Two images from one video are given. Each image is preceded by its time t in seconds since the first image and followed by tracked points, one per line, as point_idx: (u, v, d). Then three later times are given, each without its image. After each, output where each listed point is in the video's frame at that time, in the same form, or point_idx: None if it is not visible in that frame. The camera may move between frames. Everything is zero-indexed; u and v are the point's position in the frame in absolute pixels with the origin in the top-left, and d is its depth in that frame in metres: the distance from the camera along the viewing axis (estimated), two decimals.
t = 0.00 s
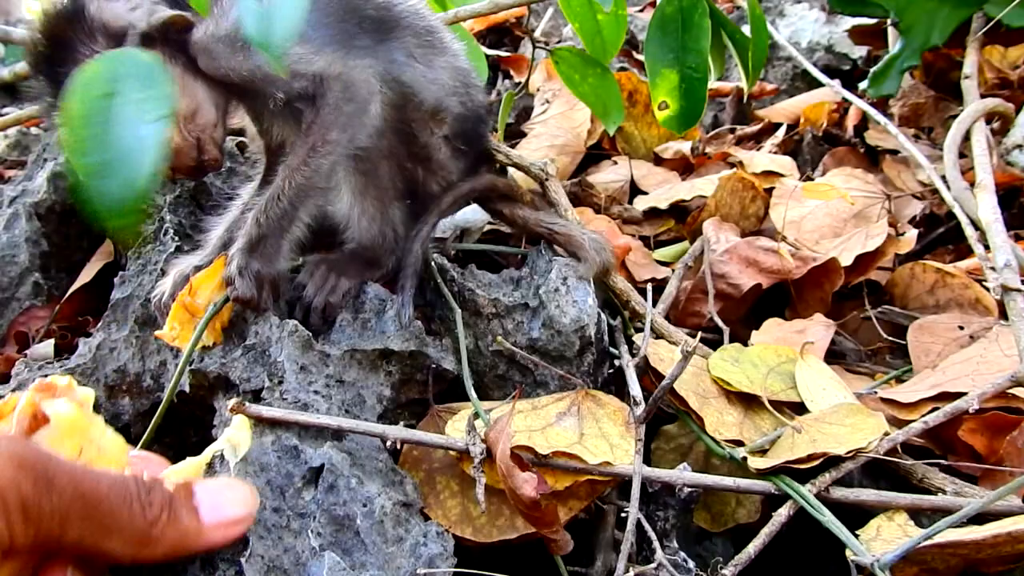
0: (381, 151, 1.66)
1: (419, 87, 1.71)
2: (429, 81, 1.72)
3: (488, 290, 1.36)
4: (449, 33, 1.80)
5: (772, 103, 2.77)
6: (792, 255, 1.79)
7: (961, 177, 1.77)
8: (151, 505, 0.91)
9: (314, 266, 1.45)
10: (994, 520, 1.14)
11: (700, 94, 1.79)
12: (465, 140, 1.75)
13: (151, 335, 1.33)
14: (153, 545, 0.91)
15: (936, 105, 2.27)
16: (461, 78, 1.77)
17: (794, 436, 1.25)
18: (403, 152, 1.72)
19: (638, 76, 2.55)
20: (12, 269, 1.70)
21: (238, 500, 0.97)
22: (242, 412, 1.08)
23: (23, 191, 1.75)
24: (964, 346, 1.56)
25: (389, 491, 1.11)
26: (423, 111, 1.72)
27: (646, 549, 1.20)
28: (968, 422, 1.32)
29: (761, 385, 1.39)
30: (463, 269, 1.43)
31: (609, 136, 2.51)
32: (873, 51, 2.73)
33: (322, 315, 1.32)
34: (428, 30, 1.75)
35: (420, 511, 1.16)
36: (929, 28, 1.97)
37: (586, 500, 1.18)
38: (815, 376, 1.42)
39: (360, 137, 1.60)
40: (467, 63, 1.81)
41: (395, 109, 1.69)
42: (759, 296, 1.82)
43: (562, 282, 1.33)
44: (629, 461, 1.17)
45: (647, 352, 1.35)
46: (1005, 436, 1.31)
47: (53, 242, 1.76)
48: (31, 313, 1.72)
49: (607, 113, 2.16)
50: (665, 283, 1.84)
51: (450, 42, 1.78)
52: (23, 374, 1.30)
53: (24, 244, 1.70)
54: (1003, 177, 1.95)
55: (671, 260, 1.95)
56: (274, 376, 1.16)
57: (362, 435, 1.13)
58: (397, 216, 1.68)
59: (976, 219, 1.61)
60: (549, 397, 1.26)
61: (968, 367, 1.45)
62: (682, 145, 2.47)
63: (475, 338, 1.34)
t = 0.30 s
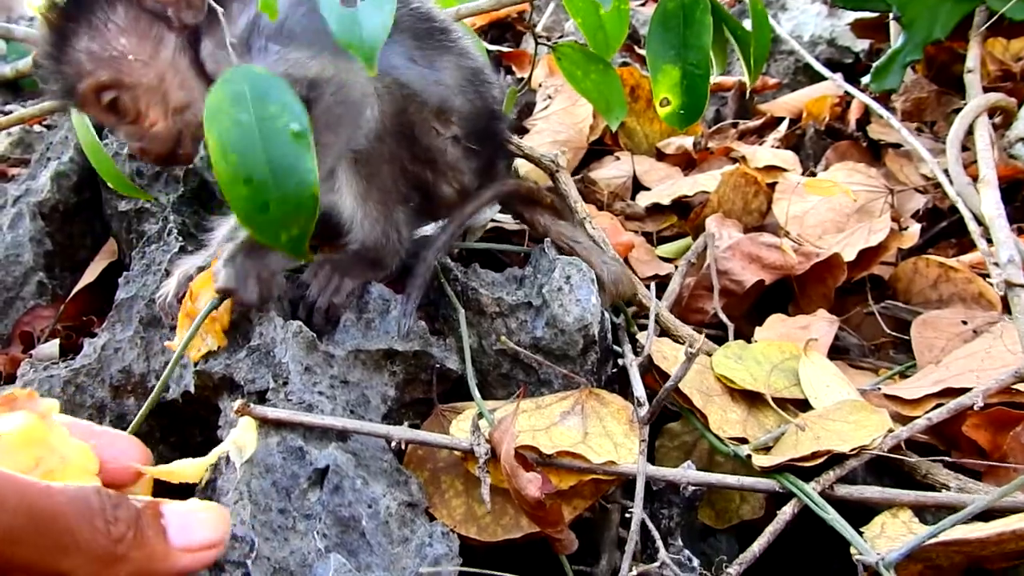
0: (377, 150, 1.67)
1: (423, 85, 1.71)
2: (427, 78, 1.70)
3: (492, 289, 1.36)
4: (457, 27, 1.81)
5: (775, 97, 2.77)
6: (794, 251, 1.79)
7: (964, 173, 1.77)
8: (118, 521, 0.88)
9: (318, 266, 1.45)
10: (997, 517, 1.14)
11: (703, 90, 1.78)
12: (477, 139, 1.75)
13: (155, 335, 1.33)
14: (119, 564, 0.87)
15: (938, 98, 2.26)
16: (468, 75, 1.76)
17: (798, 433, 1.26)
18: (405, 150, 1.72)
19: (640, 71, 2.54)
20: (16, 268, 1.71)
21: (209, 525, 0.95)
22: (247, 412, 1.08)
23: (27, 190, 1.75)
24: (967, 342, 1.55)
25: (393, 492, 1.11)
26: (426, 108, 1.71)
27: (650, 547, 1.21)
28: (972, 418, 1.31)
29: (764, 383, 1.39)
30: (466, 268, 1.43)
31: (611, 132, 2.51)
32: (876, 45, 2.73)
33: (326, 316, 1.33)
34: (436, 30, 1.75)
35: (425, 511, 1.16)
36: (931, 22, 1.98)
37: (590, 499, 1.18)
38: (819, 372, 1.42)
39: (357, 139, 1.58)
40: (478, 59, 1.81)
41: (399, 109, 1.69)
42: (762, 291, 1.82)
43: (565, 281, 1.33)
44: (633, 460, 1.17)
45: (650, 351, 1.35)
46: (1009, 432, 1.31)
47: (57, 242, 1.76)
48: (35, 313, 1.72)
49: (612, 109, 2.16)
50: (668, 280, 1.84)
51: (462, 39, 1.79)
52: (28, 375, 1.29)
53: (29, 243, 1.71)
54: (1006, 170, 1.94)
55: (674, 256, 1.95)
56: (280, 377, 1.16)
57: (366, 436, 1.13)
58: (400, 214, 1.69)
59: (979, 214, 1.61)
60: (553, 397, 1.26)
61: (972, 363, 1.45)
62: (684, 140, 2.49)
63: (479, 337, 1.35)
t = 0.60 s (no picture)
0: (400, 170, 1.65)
1: (425, 88, 1.71)
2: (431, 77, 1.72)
3: (500, 294, 1.37)
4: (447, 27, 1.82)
5: (773, 97, 2.78)
6: (796, 253, 1.81)
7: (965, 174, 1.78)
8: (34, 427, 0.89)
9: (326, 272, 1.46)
10: (1004, 518, 1.15)
11: (705, 92, 1.79)
12: (480, 128, 1.78)
13: (165, 340, 1.34)
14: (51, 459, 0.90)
15: (936, 98, 2.27)
16: (460, 67, 1.78)
17: (804, 435, 1.27)
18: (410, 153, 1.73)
19: (639, 72, 2.56)
20: (23, 274, 1.69)
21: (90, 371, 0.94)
22: (260, 419, 1.09)
23: (32, 196, 1.75)
24: (969, 343, 1.57)
25: (405, 496, 1.12)
26: (428, 112, 1.71)
27: (659, 551, 1.22)
28: (976, 419, 1.33)
29: (769, 385, 1.40)
30: (474, 272, 1.44)
31: (611, 133, 2.52)
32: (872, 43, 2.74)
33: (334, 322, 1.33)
34: (421, 34, 1.75)
35: (436, 514, 1.17)
36: (929, 23, 1.99)
37: (600, 503, 1.19)
38: (825, 375, 1.43)
39: (384, 163, 1.60)
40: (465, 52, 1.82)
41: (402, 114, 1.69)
42: (765, 293, 1.83)
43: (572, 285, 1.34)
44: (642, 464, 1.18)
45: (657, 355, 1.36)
46: (1012, 432, 1.32)
47: (63, 247, 1.76)
48: (43, 318, 1.70)
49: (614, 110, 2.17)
50: (671, 282, 1.86)
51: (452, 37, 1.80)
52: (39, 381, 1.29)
53: (35, 249, 1.70)
54: (1006, 170, 1.95)
55: (676, 258, 1.97)
56: (291, 383, 1.17)
57: (378, 441, 1.13)
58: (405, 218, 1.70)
59: (981, 216, 1.62)
60: (561, 400, 1.27)
61: (974, 363, 1.46)
62: (685, 141, 2.51)
63: (487, 341, 1.36)
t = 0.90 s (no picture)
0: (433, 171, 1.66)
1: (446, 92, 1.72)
2: (454, 83, 1.75)
3: (523, 295, 1.38)
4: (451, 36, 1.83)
5: (791, 97, 2.78)
6: (817, 252, 1.81)
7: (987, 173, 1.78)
8: None
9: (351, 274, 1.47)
10: None
11: (725, 92, 1.79)
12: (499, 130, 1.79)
13: (193, 343, 1.35)
14: None
15: (955, 97, 2.27)
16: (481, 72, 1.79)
17: (829, 435, 1.27)
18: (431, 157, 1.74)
19: (657, 74, 2.56)
20: (51, 278, 1.71)
21: None
22: (290, 419, 1.10)
23: (59, 202, 1.78)
24: (994, 342, 1.56)
25: (433, 496, 1.13)
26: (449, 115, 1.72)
27: (685, 551, 1.22)
28: (1003, 418, 1.32)
29: (794, 385, 1.41)
30: (497, 274, 1.45)
31: (628, 135, 2.53)
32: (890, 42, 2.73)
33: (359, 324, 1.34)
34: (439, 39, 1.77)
35: (463, 514, 1.18)
36: (949, 23, 1.98)
37: (626, 503, 1.19)
38: (849, 375, 1.43)
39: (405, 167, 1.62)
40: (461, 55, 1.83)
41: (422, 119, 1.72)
42: (786, 294, 1.83)
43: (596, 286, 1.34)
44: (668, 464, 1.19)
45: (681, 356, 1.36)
46: None
47: (89, 252, 1.78)
48: (71, 321, 1.72)
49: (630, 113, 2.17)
50: (692, 283, 1.86)
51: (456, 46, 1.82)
52: (68, 384, 1.30)
53: (62, 254, 1.72)
54: None
55: (696, 259, 1.97)
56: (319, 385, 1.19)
57: (405, 441, 1.14)
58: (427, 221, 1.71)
59: (1004, 215, 1.61)
60: (586, 400, 1.28)
61: (999, 362, 1.46)
62: (703, 142, 2.50)
63: (511, 342, 1.37)
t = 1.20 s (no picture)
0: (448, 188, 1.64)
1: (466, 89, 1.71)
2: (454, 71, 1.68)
3: (545, 295, 1.37)
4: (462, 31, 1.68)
5: (811, 93, 2.75)
6: (841, 251, 1.78)
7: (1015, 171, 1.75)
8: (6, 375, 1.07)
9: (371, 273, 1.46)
10: None
11: (747, 89, 1.77)
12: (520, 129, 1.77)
13: (213, 342, 1.34)
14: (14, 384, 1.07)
15: (980, 93, 2.23)
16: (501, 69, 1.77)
17: (855, 438, 1.25)
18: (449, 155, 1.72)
19: (676, 70, 2.54)
20: (70, 275, 1.72)
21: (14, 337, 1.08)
22: (313, 421, 1.09)
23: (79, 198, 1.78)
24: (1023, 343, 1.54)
25: (454, 499, 1.12)
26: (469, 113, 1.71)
27: (710, 555, 1.21)
28: None
29: (819, 386, 1.39)
30: (518, 274, 1.43)
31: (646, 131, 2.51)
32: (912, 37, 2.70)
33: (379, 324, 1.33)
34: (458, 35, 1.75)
35: (486, 516, 1.16)
36: (976, 18, 1.94)
37: (650, 507, 1.17)
38: (876, 377, 1.41)
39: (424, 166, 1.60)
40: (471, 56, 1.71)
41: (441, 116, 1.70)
42: (808, 293, 1.81)
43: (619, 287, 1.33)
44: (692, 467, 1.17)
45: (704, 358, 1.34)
46: None
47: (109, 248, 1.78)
48: (90, 319, 1.72)
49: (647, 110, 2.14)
50: (713, 282, 1.84)
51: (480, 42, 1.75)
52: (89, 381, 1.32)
53: (82, 251, 1.72)
54: None
55: (717, 258, 1.96)
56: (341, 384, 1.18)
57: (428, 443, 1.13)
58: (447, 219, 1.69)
59: None
60: (610, 402, 1.26)
61: None
62: (722, 139, 2.47)
63: (532, 343, 1.35)
